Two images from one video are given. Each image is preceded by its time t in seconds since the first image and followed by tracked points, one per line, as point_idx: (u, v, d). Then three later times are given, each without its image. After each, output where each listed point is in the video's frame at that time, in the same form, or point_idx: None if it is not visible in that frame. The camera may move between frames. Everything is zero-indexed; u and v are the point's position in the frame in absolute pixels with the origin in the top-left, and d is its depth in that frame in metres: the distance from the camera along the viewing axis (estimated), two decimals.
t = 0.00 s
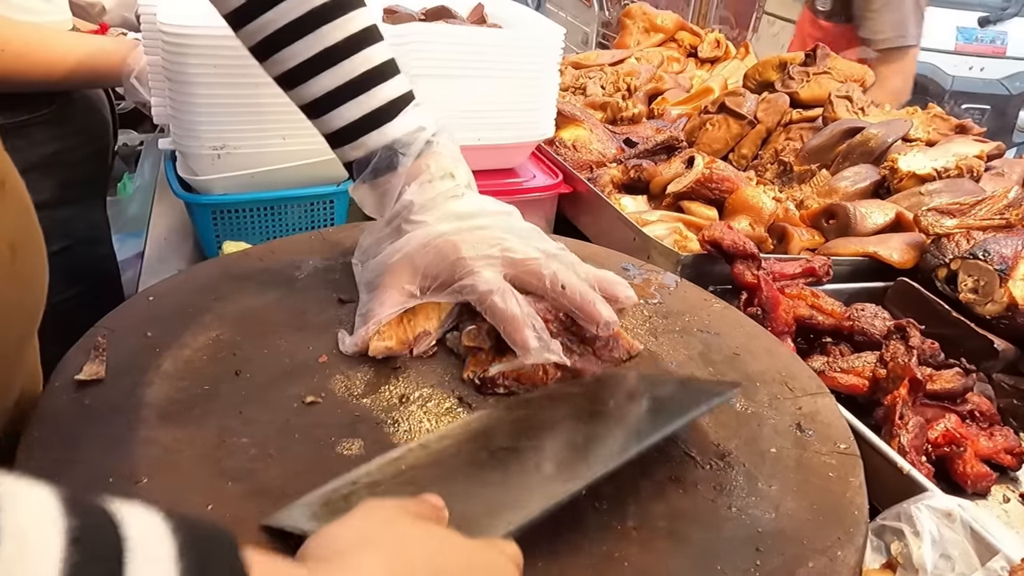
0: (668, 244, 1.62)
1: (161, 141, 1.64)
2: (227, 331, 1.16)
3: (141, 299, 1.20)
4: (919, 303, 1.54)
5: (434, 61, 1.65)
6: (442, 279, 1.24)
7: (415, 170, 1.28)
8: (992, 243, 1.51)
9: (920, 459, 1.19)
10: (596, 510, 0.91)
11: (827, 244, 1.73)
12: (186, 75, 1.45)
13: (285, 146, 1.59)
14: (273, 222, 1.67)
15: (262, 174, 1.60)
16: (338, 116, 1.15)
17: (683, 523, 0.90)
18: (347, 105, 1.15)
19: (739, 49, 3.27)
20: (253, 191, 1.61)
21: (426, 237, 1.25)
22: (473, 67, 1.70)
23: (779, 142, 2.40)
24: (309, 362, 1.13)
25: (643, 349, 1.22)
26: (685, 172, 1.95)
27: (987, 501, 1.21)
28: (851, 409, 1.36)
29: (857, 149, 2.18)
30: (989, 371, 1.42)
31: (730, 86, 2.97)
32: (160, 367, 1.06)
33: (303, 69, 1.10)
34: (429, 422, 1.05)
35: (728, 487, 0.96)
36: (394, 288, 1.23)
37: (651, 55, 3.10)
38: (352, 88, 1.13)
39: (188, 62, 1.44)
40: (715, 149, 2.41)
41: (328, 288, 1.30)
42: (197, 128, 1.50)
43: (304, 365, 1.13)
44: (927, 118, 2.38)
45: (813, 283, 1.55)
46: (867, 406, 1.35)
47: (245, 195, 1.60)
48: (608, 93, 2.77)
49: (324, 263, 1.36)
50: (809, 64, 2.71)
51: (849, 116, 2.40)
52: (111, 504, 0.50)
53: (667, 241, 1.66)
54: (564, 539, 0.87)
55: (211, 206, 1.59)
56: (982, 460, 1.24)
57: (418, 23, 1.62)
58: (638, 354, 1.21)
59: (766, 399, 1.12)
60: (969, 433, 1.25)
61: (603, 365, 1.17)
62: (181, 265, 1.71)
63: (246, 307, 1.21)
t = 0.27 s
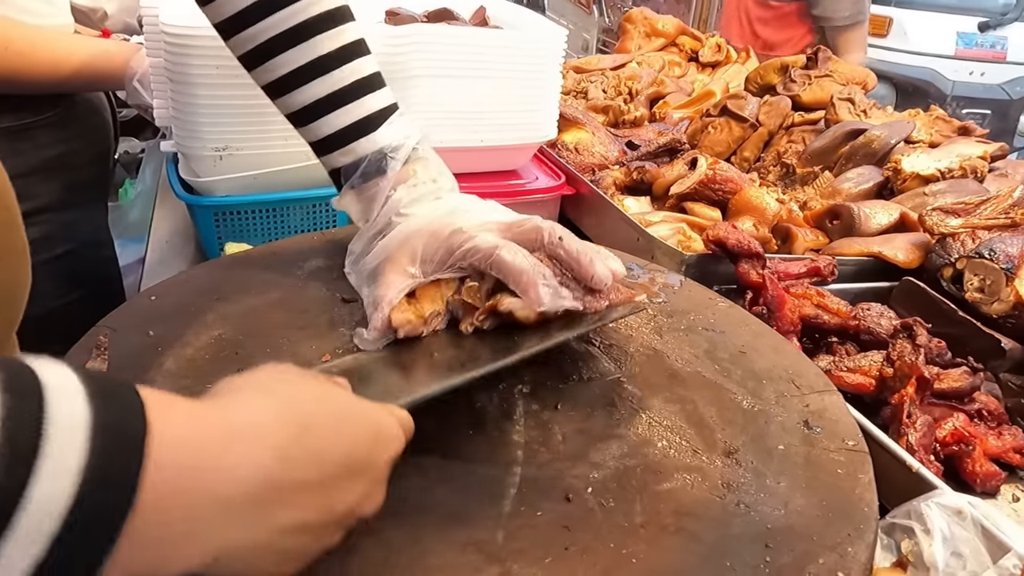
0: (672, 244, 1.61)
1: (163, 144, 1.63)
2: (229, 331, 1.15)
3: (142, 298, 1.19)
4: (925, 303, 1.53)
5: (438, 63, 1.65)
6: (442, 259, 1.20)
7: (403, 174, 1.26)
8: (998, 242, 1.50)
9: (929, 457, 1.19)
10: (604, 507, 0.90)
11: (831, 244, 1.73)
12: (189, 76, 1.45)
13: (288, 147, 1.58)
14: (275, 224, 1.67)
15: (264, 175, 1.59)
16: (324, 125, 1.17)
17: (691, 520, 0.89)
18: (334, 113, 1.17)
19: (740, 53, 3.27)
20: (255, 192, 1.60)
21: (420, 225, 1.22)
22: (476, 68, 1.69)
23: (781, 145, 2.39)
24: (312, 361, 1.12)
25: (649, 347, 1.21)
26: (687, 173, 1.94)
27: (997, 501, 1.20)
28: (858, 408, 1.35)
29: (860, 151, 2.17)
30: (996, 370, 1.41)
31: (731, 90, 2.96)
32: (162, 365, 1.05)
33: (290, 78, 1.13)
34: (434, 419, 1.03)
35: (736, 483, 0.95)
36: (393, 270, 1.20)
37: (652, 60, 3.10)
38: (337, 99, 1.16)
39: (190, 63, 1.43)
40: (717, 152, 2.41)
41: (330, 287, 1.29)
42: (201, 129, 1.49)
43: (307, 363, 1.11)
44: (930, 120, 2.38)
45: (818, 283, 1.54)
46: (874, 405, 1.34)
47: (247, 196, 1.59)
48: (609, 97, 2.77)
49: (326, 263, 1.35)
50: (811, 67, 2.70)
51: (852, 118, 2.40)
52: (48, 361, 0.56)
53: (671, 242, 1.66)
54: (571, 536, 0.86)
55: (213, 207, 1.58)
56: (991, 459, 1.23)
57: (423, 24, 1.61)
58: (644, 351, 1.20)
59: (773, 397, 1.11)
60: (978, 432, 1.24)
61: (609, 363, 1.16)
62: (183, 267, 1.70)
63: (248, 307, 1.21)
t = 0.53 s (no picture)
0: (678, 250, 1.61)
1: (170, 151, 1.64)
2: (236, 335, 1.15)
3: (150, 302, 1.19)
4: (934, 308, 1.52)
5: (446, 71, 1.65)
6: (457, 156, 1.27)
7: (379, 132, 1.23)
8: (1006, 247, 1.50)
9: (939, 462, 1.18)
10: (612, 511, 0.89)
11: (837, 250, 1.73)
12: (196, 85, 1.45)
13: (296, 154, 1.58)
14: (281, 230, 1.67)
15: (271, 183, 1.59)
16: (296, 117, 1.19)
17: (700, 524, 0.88)
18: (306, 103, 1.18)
19: (744, 62, 3.28)
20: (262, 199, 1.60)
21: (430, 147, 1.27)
22: (481, 75, 1.69)
23: (786, 152, 2.39)
24: (318, 364, 1.12)
25: (656, 352, 1.20)
26: (693, 180, 1.94)
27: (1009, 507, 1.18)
28: (866, 414, 1.34)
29: (865, 158, 2.17)
30: (1005, 376, 1.40)
31: (735, 98, 2.97)
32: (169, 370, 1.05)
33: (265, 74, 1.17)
34: (441, 423, 1.03)
35: (745, 488, 0.94)
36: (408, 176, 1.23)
37: (656, 69, 3.10)
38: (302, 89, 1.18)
39: (196, 72, 1.43)
40: (722, 160, 2.41)
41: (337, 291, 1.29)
42: (208, 137, 1.49)
43: (313, 367, 1.11)
44: (934, 127, 2.38)
45: (825, 289, 1.54)
46: (882, 411, 1.33)
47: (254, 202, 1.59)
48: (614, 105, 2.77)
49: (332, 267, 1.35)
50: (815, 75, 2.70)
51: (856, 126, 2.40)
52: None
53: (677, 247, 1.66)
54: (579, 539, 0.85)
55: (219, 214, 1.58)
56: (1001, 465, 1.22)
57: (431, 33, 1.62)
58: (651, 356, 1.19)
59: (782, 401, 1.10)
60: (988, 437, 1.23)
61: (616, 368, 1.16)
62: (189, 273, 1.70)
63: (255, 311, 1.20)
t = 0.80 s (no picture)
0: (677, 255, 1.61)
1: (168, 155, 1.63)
2: (234, 337, 1.14)
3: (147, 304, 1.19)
4: (934, 312, 1.52)
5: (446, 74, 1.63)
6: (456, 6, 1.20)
7: None
8: (1005, 252, 1.49)
9: (939, 466, 1.18)
10: (612, 513, 0.89)
11: (836, 255, 1.73)
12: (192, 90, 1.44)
13: (293, 159, 1.57)
14: (279, 234, 1.66)
15: (270, 187, 1.59)
16: None
17: (700, 525, 0.88)
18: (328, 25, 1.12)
19: (742, 70, 3.29)
20: (261, 203, 1.60)
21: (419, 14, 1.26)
22: (480, 81, 1.67)
23: (784, 159, 2.40)
24: (317, 366, 1.11)
25: (655, 355, 1.20)
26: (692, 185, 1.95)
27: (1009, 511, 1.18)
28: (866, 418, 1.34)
29: (863, 164, 2.18)
30: (1004, 381, 1.40)
31: (734, 106, 2.98)
32: (166, 371, 1.04)
33: None
34: (440, 425, 1.02)
35: (745, 490, 0.94)
36: None
37: (654, 77, 3.11)
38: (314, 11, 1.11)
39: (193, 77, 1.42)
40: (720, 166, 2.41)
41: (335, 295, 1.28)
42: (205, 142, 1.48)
43: (311, 368, 1.11)
44: (932, 134, 2.39)
45: (824, 293, 1.54)
46: (882, 415, 1.32)
47: (252, 206, 1.59)
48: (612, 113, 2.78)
49: (331, 270, 1.35)
50: (813, 82, 2.71)
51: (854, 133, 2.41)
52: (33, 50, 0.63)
53: (676, 252, 1.66)
54: (578, 541, 0.85)
55: (218, 218, 1.58)
56: (1002, 469, 1.21)
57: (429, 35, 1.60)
58: (650, 359, 1.19)
59: (782, 404, 1.10)
60: (988, 440, 1.23)
61: (616, 371, 1.15)
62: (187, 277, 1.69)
63: (253, 313, 1.20)
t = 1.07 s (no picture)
0: (674, 256, 1.61)
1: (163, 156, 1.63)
2: (230, 337, 1.13)
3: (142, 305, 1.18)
4: (929, 314, 1.52)
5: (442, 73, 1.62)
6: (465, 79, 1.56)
7: None
8: (999, 254, 1.51)
9: (936, 466, 1.18)
10: (609, 513, 0.88)
11: (832, 258, 1.73)
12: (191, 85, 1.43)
13: (290, 159, 1.56)
14: (275, 236, 1.66)
15: (266, 188, 1.58)
16: None
17: (698, 525, 0.87)
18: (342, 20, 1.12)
19: (737, 74, 3.30)
20: (256, 205, 1.60)
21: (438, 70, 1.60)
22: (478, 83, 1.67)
23: (780, 162, 2.40)
24: (313, 366, 1.11)
25: (652, 355, 1.19)
26: (688, 188, 1.95)
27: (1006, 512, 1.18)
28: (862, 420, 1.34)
29: (859, 168, 2.18)
30: (1000, 382, 1.40)
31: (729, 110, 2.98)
32: (161, 371, 1.04)
33: None
34: (437, 425, 1.01)
35: (743, 490, 0.93)
36: None
37: (650, 80, 3.12)
38: None
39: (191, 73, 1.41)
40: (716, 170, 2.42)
41: (331, 295, 1.28)
42: (202, 137, 1.47)
43: (307, 369, 1.10)
44: (927, 138, 2.40)
45: (820, 295, 1.54)
46: (878, 416, 1.33)
47: (248, 208, 1.59)
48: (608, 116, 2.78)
49: (327, 271, 1.34)
50: (808, 87, 2.72)
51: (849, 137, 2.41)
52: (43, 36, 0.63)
53: (672, 254, 1.66)
54: (575, 540, 0.84)
55: (213, 219, 1.57)
56: (999, 470, 1.21)
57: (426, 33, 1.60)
58: (647, 360, 1.18)
59: (779, 404, 1.10)
60: (985, 442, 1.23)
61: (613, 372, 1.15)
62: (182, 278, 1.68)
63: (249, 314, 1.19)
